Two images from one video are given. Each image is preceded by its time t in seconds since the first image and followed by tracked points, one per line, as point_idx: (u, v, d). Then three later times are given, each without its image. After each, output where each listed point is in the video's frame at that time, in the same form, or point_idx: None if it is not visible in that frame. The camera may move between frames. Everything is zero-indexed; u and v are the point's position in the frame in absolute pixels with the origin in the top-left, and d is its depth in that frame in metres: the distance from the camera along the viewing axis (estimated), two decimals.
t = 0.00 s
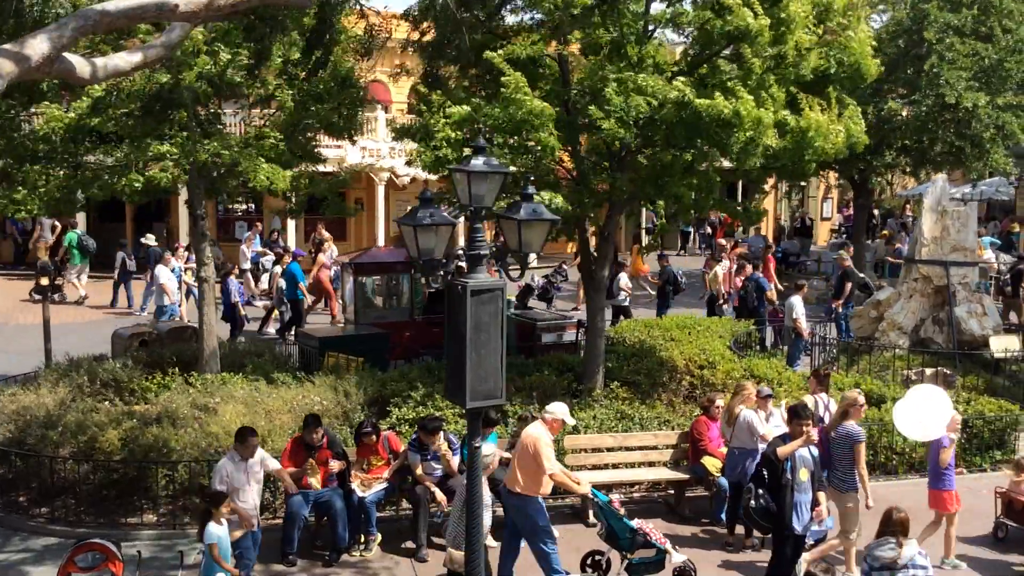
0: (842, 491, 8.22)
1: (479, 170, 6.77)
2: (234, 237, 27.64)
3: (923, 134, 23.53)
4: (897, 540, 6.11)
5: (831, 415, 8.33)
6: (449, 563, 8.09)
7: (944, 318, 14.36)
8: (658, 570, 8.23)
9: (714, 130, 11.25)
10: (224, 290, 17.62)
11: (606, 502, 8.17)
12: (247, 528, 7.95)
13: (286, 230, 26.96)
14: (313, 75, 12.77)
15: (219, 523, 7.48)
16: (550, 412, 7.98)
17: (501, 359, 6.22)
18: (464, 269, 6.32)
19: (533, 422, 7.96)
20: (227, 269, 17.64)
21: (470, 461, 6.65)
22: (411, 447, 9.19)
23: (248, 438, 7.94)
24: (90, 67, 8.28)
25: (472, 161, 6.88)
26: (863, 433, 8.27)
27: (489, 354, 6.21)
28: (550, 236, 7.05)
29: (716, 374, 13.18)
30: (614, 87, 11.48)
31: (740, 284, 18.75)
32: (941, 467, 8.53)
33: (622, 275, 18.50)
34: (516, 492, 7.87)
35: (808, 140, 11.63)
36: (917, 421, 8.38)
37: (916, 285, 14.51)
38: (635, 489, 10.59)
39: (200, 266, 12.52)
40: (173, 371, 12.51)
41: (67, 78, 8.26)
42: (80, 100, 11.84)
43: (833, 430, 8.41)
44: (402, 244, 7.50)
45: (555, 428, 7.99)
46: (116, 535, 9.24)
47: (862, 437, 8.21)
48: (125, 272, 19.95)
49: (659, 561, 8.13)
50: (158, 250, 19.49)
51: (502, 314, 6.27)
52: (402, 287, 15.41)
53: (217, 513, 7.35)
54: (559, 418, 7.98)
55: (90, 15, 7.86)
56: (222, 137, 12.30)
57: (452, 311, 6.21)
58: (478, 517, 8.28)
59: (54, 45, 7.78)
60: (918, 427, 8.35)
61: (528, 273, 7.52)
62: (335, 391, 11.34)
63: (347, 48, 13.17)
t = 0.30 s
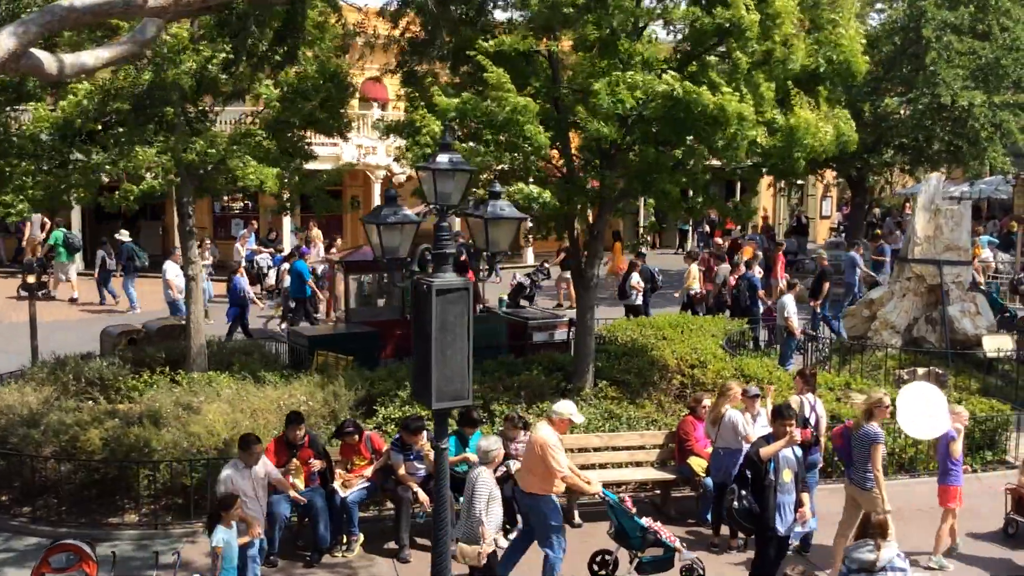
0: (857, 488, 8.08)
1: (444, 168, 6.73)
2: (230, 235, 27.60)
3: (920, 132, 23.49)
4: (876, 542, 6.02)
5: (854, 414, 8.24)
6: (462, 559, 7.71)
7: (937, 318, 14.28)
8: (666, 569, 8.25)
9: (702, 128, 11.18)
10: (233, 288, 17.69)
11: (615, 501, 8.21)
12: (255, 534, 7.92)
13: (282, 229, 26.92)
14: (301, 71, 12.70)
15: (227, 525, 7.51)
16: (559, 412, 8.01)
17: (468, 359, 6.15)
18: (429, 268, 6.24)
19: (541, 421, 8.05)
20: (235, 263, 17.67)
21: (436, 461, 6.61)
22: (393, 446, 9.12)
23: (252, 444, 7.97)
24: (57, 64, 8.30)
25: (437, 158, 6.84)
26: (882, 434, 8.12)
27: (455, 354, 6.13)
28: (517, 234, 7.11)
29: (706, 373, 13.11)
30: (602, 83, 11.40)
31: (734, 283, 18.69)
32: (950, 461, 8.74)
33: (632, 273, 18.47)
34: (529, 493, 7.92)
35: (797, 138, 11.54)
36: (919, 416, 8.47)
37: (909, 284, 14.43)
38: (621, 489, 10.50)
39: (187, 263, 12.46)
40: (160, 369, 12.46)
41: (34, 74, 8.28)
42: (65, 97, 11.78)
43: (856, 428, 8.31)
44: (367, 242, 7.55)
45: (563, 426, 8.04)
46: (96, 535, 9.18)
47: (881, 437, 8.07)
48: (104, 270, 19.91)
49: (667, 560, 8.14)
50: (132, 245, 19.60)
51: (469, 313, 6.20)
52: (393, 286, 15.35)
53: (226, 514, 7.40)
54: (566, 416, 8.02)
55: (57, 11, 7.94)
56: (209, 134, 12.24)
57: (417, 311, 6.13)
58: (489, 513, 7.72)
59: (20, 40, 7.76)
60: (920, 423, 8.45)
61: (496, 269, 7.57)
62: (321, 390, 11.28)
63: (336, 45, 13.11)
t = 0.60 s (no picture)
0: (884, 488, 8.29)
1: (404, 164, 6.74)
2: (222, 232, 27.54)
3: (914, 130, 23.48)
4: (851, 542, 5.99)
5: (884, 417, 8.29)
6: (463, 558, 7.54)
7: (927, 317, 14.22)
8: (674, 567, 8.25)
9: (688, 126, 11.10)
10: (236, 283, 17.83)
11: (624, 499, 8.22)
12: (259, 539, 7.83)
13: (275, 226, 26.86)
14: (287, 67, 12.62)
15: (232, 533, 7.48)
16: (563, 409, 7.82)
17: (431, 360, 6.07)
18: (390, 268, 6.18)
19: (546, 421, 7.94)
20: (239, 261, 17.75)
21: (398, 464, 6.50)
22: (373, 446, 9.05)
23: (258, 447, 7.81)
24: (24, 59, 8.37)
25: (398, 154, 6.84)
26: (911, 437, 8.20)
27: (417, 354, 6.05)
28: (480, 230, 7.30)
29: (695, 372, 13.05)
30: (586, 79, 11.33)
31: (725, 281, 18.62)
32: (952, 456, 8.91)
33: (637, 268, 18.74)
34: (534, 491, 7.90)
35: (783, 135, 11.48)
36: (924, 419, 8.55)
37: (899, 283, 14.36)
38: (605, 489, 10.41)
39: (171, 262, 12.39)
40: (144, 368, 12.39)
41: (1, 71, 8.33)
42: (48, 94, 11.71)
43: (884, 430, 8.36)
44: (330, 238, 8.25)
45: (568, 424, 7.87)
46: (74, 536, 9.11)
47: (911, 441, 8.15)
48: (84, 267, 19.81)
49: (676, 557, 8.14)
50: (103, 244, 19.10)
51: (431, 313, 6.12)
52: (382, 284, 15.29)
53: (231, 523, 7.37)
54: (572, 414, 7.83)
55: (20, 5, 8.09)
56: (193, 132, 12.18)
57: (378, 310, 6.06)
58: (491, 512, 7.60)
59: None
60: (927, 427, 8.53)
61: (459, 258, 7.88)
62: (305, 388, 11.21)
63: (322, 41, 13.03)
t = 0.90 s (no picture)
0: (903, 489, 8.09)
1: (360, 162, 6.94)
2: (214, 229, 27.50)
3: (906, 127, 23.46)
4: (823, 544, 5.96)
5: (904, 417, 8.07)
6: (462, 555, 7.68)
7: (915, 314, 14.15)
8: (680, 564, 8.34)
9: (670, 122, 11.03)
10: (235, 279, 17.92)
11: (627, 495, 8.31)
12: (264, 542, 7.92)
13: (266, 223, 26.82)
14: (268, 63, 12.58)
15: (237, 537, 7.56)
16: (573, 409, 7.89)
17: (391, 360, 5.96)
18: (349, 266, 6.04)
19: (556, 419, 7.96)
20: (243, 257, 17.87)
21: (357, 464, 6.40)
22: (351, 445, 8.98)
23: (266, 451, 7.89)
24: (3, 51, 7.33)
25: (355, 152, 7.05)
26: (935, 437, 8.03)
27: (377, 355, 5.94)
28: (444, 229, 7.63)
29: (680, 370, 13.00)
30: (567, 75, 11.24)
31: (715, 279, 18.57)
32: (953, 455, 8.77)
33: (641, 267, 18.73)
34: (543, 491, 7.78)
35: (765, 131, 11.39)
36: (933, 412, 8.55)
37: (887, 280, 14.29)
38: (588, 488, 10.32)
39: (153, 259, 12.34)
40: (125, 366, 12.33)
41: None
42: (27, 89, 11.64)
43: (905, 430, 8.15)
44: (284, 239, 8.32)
45: (577, 423, 7.91)
46: (49, 536, 9.06)
47: (935, 441, 7.99)
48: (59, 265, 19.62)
49: (680, 555, 8.22)
50: (73, 240, 18.95)
51: (391, 312, 6.00)
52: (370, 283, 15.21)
53: (236, 528, 7.45)
54: (582, 414, 7.89)
55: None
56: (173, 127, 12.10)
57: (337, 310, 5.93)
58: (493, 511, 7.65)
59: None
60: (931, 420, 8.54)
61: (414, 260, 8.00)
62: (286, 386, 11.14)
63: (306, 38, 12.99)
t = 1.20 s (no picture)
0: (922, 486, 8.24)
1: (315, 161, 6.84)
2: (203, 228, 27.39)
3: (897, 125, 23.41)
4: (792, 546, 5.88)
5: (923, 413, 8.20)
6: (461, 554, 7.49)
7: (901, 314, 14.08)
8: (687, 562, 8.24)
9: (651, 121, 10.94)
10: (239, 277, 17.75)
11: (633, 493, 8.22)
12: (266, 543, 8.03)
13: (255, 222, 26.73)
14: (249, 60, 12.48)
15: (238, 538, 7.61)
16: (576, 403, 7.81)
17: (347, 361, 5.90)
18: (305, 266, 6.01)
19: (560, 415, 7.91)
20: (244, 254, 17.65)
21: (313, 468, 6.26)
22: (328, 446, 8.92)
23: (267, 451, 8.14)
24: None
25: (309, 150, 6.96)
26: (955, 434, 8.18)
27: (333, 355, 5.87)
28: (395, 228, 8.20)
29: (664, 370, 12.93)
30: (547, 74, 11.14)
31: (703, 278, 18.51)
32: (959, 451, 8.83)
33: (643, 266, 18.55)
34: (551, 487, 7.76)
35: (748, 131, 11.30)
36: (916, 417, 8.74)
37: (873, 279, 14.23)
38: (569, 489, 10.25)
39: (133, 258, 12.26)
40: (105, 366, 12.24)
41: None
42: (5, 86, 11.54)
43: (923, 428, 8.26)
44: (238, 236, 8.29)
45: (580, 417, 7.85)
46: (22, 537, 8.97)
47: (955, 436, 8.14)
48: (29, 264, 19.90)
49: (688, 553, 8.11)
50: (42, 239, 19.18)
51: (348, 312, 5.95)
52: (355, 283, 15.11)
53: (237, 528, 7.52)
54: (584, 407, 7.83)
55: None
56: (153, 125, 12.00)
57: (292, 310, 5.87)
58: (493, 511, 7.56)
59: None
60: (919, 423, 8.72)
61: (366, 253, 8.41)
62: (265, 386, 11.05)
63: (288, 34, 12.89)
